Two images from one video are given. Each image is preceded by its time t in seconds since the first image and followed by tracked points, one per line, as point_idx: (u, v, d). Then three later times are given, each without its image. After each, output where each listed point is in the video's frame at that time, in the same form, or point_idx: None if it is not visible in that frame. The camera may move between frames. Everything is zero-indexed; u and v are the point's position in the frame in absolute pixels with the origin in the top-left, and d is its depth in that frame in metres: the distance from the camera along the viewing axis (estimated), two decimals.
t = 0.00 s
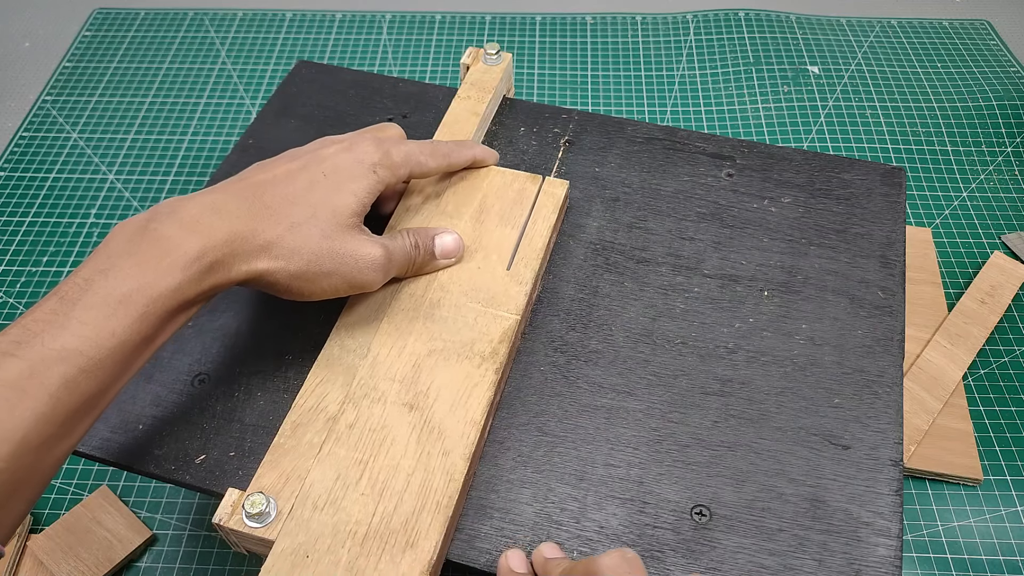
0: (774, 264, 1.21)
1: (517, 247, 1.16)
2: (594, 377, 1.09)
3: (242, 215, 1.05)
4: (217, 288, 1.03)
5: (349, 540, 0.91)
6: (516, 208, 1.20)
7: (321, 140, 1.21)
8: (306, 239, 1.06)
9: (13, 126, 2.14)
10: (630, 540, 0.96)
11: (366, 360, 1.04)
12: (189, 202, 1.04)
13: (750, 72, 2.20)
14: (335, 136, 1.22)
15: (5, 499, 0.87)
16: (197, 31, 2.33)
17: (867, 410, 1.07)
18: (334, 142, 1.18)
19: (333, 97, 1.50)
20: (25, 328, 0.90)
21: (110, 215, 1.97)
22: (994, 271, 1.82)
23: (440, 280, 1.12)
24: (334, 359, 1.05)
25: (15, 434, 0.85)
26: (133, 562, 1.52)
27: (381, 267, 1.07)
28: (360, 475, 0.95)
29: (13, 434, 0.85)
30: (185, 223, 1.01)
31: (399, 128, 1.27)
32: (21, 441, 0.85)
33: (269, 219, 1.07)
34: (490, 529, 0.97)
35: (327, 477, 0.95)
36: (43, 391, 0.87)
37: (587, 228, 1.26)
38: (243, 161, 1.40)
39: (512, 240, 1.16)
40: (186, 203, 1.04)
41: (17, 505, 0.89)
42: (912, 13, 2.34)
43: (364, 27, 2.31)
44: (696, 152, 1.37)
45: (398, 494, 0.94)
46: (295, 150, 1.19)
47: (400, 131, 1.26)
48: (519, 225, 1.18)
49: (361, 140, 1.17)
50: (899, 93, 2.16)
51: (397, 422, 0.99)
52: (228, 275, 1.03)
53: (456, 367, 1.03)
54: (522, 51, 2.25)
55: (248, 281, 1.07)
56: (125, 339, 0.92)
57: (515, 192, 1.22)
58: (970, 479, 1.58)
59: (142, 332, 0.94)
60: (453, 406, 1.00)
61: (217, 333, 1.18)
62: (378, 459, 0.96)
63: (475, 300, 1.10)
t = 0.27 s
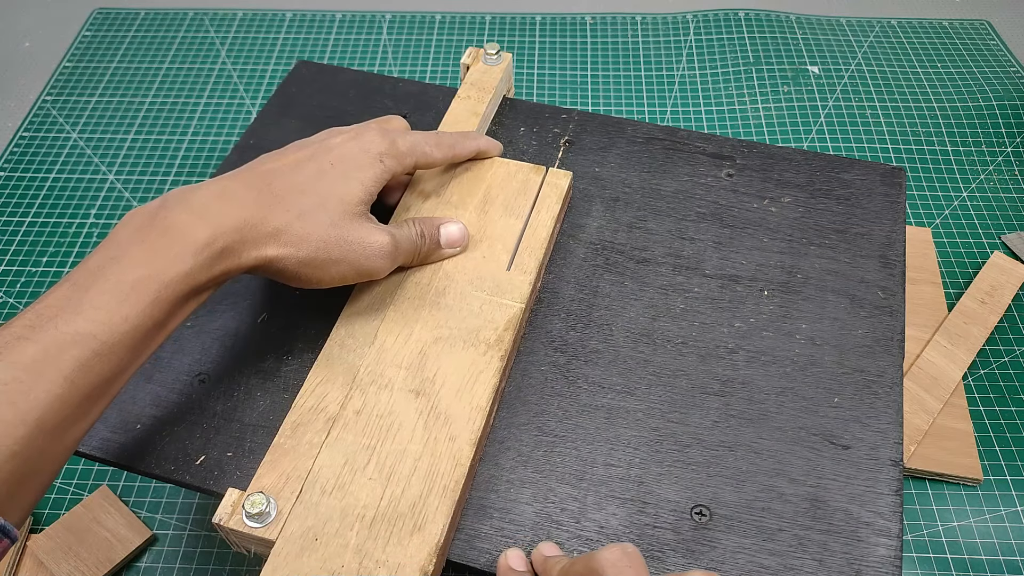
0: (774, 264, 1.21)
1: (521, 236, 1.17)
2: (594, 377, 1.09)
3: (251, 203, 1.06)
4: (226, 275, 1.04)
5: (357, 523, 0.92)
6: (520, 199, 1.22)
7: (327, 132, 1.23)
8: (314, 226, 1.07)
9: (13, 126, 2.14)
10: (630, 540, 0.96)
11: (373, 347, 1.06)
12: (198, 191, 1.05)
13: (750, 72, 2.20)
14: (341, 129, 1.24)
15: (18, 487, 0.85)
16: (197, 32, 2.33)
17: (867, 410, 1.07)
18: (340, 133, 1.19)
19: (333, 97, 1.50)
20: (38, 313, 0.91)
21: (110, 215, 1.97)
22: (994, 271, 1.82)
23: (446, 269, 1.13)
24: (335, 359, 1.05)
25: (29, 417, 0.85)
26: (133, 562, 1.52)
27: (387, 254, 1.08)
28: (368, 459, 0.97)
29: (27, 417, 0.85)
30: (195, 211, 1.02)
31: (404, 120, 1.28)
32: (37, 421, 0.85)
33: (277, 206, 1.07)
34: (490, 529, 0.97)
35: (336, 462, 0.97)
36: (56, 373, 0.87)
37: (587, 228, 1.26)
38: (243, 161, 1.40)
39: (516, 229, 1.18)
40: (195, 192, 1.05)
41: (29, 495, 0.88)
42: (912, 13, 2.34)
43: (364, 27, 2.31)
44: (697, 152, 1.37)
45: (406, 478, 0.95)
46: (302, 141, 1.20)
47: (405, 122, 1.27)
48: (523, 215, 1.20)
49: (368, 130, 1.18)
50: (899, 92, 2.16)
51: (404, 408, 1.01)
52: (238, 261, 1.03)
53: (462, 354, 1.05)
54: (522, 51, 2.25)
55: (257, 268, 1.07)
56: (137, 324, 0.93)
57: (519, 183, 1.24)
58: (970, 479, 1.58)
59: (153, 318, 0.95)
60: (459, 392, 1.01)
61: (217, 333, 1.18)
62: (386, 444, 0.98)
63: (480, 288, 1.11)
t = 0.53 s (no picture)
0: (774, 264, 1.21)
1: (524, 229, 1.18)
2: (594, 377, 1.09)
3: (259, 193, 1.06)
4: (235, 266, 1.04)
5: (363, 509, 0.93)
6: (523, 191, 1.23)
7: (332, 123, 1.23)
8: (322, 218, 1.07)
9: (13, 127, 2.14)
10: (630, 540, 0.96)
11: (377, 337, 1.07)
12: (206, 181, 1.04)
13: (750, 72, 2.20)
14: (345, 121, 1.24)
15: (29, 474, 0.84)
16: (197, 31, 2.33)
17: (867, 410, 1.07)
18: (345, 124, 1.19)
19: (333, 97, 1.50)
20: (48, 300, 0.90)
21: (110, 215, 1.96)
22: (994, 271, 1.82)
23: (449, 261, 1.14)
24: (334, 359, 1.05)
25: (41, 404, 0.84)
26: (133, 562, 1.52)
27: (393, 246, 1.09)
28: (373, 447, 0.97)
29: (39, 404, 0.84)
30: (204, 200, 1.01)
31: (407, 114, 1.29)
32: (48, 409, 0.84)
33: (285, 197, 1.07)
34: (490, 529, 0.97)
35: (341, 449, 0.97)
36: (68, 360, 0.86)
37: (587, 228, 1.26)
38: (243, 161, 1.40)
39: (520, 222, 1.19)
40: (203, 182, 1.04)
41: (40, 482, 0.86)
42: (912, 13, 2.34)
43: (364, 27, 2.31)
44: (697, 152, 1.37)
45: (411, 466, 0.96)
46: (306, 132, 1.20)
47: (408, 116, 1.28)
48: (526, 208, 1.21)
49: (373, 122, 1.18)
50: (898, 93, 2.16)
51: (409, 396, 1.01)
52: (246, 252, 1.03)
53: (466, 344, 1.05)
54: (522, 51, 2.25)
55: (264, 258, 1.07)
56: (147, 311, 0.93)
57: (522, 176, 1.25)
58: (970, 479, 1.58)
59: (164, 307, 0.95)
60: (463, 382, 1.02)
61: (216, 333, 1.18)
62: (391, 432, 0.98)
63: (483, 280, 1.12)
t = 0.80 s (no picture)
0: (774, 264, 1.21)
1: (528, 220, 1.19)
2: (594, 377, 1.09)
3: (266, 183, 1.07)
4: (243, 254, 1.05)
5: (369, 495, 0.94)
6: (526, 183, 1.24)
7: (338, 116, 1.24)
8: (329, 206, 1.08)
9: (13, 127, 2.14)
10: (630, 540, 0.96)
11: (382, 326, 1.08)
12: (213, 172, 1.06)
13: (750, 72, 2.20)
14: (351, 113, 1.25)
15: (44, 457, 0.84)
16: (197, 31, 2.33)
17: (867, 410, 1.07)
18: (350, 117, 1.20)
19: (333, 98, 1.50)
20: (55, 291, 0.90)
21: (110, 215, 1.96)
22: (994, 271, 1.82)
23: (454, 251, 1.16)
24: (334, 359, 1.05)
25: (55, 388, 0.85)
26: (133, 561, 1.52)
27: (399, 236, 1.09)
28: (379, 434, 0.99)
29: (53, 389, 0.84)
30: (212, 191, 1.02)
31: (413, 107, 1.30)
32: (62, 394, 0.85)
33: (292, 186, 1.08)
34: (490, 529, 0.97)
35: (347, 436, 0.98)
36: (80, 345, 0.87)
37: (587, 228, 1.26)
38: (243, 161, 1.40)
39: (523, 213, 1.20)
40: (210, 174, 1.06)
41: (54, 468, 0.86)
42: (912, 13, 2.34)
43: (364, 27, 2.32)
44: (697, 152, 1.37)
45: (416, 451, 0.97)
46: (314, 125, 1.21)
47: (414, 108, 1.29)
48: (529, 199, 1.22)
49: (379, 114, 1.19)
50: (898, 92, 2.16)
51: (414, 384, 1.02)
52: (255, 241, 1.04)
53: (470, 333, 1.07)
54: (522, 51, 2.25)
55: (272, 248, 1.08)
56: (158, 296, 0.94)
57: (525, 168, 1.26)
58: (970, 479, 1.58)
59: (174, 294, 0.96)
60: (468, 370, 1.03)
61: (217, 333, 1.18)
62: (396, 419, 1.00)
63: (487, 270, 1.13)
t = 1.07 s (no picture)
0: (774, 264, 1.21)
1: (531, 212, 1.20)
2: (594, 377, 1.09)
3: (271, 177, 1.07)
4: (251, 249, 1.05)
5: (374, 482, 0.95)
6: (529, 175, 1.25)
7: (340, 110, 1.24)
8: (335, 201, 1.08)
9: (13, 127, 2.14)
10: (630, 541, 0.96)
11: (387, 317, 1.09)
12: (218, 168, 1.06)
13: (750, 72, 2.20)
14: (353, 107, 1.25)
15: (57, 451, 0.83)
16: (197, 31, 2.33)
17: (867, 410, 1.07)
18: (353, 111, 1.20)
19: (333, 98, 1.50)
20: (67, 284, 0.90)
21: (110, 215, 1.96)
22: (994, 271, 1.83)
23: (457, 242, 1.16)
24: (334, 359, 1.05)
25: (66, 381, 0.84)
26: (133, 561, 1.52)
27: (404, 229, 1.10)
28: (384, 423, 0.99)
29: (64, 381, 0.84)
30: (219, 186, 1.02)
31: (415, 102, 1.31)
32: (73, 387, 0.84)
33: (298, 181, 1.08)
34: (490, 529, 0.97)
35: (352, 425, 0.99)
36: (91, 338, 0.86)
37: (587, 228, 1.26)
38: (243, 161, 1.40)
39: (526, 205, 1.21)
40: (215, 169, 1.05)
41: (65, 463, 0.85)
42: (912, 13, 2.34)
43: (364, 27, 2.32)
44: (697, 152, 1.37)
45: (421, 440, 0.98)
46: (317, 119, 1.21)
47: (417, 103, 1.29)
48: (533, 191, 1.23)
49: (381, 108, 1.19)
50: (898, 93, 2.16)
51: (419, 373, 1.03)
52: (262, 236, 1.04)
53: (474, 323, 1.07)
54: (522, 51, 2.25)
55: (279, 243, 1.08)
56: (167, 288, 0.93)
57: (528, 161, 1.27)
58: (970, 479, 1.58)
59: (184, 288, 0.95)
60: (472, 360, 1.04)
61: (216, 333, 1.18)
62: (401, 408, 1.00)
63: (490, 261, 1.14)
